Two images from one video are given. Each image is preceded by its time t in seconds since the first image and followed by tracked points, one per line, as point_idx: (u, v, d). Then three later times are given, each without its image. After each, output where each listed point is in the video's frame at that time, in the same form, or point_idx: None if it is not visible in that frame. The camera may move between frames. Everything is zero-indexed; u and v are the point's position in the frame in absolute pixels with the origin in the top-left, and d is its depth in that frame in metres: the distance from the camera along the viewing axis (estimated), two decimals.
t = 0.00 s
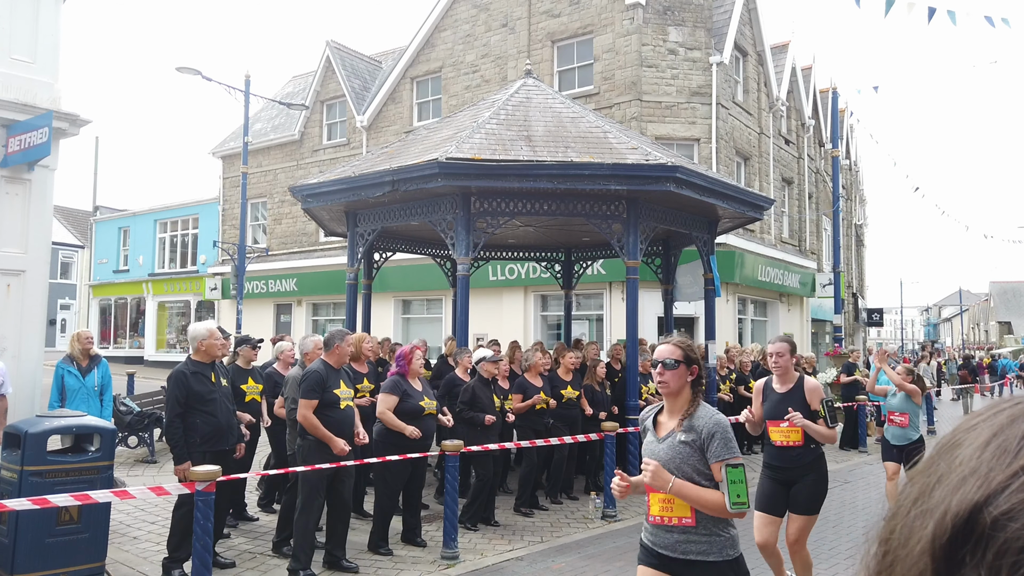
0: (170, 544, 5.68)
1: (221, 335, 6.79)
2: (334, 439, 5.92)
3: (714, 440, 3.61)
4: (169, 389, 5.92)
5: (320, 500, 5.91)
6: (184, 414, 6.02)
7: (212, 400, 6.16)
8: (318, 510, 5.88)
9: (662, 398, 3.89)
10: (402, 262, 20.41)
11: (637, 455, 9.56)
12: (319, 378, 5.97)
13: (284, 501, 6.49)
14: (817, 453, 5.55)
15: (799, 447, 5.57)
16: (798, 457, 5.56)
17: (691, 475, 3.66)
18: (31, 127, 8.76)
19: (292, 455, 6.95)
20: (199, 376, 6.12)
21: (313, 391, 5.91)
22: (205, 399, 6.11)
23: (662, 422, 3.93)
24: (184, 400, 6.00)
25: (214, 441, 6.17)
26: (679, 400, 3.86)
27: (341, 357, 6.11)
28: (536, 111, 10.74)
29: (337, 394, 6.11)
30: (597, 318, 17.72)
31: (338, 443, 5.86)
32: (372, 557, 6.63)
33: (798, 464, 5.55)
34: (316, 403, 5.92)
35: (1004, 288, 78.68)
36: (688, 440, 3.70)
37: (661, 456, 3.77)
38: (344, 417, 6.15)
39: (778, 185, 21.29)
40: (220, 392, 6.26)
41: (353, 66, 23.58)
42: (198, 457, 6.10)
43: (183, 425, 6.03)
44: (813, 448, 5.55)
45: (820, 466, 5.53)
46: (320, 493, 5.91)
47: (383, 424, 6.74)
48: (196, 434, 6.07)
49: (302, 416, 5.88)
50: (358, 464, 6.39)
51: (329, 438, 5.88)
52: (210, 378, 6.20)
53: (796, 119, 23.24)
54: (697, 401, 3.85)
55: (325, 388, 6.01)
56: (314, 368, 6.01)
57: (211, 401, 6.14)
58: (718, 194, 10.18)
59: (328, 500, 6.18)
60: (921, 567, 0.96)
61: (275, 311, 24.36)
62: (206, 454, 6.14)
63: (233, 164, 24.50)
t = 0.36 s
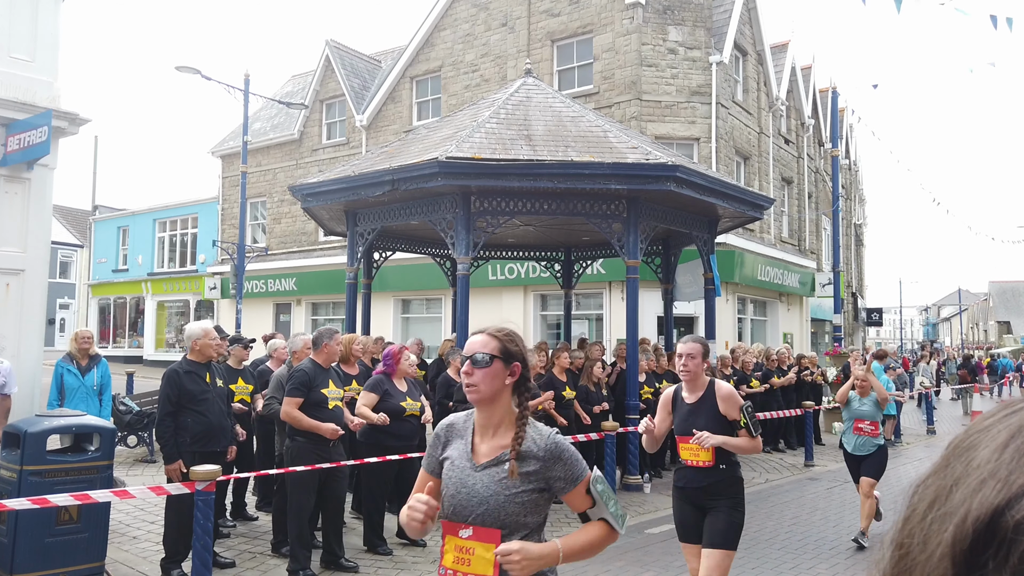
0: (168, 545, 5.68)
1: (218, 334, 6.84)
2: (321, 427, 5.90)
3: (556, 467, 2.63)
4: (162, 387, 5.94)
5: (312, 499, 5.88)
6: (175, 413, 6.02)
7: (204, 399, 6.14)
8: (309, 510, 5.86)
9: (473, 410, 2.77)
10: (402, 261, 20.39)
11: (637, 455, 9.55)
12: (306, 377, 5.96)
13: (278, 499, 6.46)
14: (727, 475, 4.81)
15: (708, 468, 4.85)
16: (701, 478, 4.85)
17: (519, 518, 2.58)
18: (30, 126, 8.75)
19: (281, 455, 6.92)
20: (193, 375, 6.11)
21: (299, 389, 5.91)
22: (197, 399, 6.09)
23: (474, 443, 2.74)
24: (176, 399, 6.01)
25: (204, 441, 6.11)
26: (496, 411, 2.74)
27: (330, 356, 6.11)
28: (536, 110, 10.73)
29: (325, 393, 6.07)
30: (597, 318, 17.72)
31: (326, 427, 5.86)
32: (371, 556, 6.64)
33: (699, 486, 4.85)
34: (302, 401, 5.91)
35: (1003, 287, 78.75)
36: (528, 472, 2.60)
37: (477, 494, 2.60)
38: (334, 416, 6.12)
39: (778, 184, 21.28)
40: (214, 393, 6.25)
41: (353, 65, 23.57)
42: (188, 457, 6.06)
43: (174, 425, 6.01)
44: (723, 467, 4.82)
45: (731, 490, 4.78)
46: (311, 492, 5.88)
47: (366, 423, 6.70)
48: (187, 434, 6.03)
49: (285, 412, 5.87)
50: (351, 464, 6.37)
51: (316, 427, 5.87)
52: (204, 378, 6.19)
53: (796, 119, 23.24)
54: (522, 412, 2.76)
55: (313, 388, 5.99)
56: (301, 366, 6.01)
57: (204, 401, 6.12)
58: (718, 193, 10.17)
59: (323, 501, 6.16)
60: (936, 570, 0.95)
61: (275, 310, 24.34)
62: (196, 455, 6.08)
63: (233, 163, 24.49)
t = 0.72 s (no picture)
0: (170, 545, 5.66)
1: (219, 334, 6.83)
2: (328, 440, 5.89)
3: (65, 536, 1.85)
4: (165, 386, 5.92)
5: (316, 499, 5.89)
6: (179, 413, 6.02)
7: (208, 399, 6.13)
8: (312, 510, 5.86)
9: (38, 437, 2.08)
10: (402, 260, 20.37)
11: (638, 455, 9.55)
12: (307, 382, 5.93)
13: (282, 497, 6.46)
14: (624, 500, 3.90)
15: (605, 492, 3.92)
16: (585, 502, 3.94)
17: None
18: (31, 124, 8.74)
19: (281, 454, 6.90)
20: (197, 375, 6.08)
21: (301, 396, 5.87)
22: (201, 398, 6.08)
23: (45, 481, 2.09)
24: (180, 398, 6.01)
25: (209, 440, 6.12)
26: (67, 440, 2.05)
27: (329, 359, 6.10)
28: (537, 109, 10.71)
29: (326, 397, 6.05)
30: (597, 317, 17.71)
31: (332, 441, 5.85)
32: (372, 556, 6.63)
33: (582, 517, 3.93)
34: (306, 408, 5.90)
35: (1003, 286, 78.77)
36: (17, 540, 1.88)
37: None
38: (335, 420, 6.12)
39: (778, 184, 21.28)
40: (217, 392, 6.24)
41: (353, 63, 23.55)
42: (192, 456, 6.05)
43: (177, 424, 5.99)
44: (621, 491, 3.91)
45: (632, 516, 3.88)
46: (315, 492, 5.88)
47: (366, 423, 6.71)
48: (190, 432, 6.02)
49: (290, 420, 5.86)
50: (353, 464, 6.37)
51: (323, 439, 5.87)
52: (208, 377, 6.17)
53: (796, 118, 23.23)
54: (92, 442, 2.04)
55: (315, 393, 5.97)
56: (301, 372, 5.96)
57: (207, 400, 6.10)
58: (719, 193, 10.16)
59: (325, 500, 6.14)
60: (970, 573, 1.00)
61: (275, 309, 24.32)
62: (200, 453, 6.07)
63: (233, 162, 24.46)
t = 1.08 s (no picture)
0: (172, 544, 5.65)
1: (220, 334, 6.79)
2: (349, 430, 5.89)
3: None
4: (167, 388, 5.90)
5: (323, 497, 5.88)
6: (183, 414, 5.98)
7: (212, 399, 6.12)
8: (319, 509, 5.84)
9: None
10: (402, 260, 20.36)
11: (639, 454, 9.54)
12: (322, 377, 5.92)
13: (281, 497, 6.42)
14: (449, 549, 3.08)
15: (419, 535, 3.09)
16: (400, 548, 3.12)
17: None
18: (31, 123, 8.73)
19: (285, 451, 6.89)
20: (200, 375, 6.08)
21: (318, 390, 5.87)
22: (205, 398, 6.07)
23: None
24: (182, 399, 5.96)
25: (216, 440, 6.12)
26: None
27: (339, 355, 6.06)
28: (538, 109, 10.70)
29: (339, 393, 6.03)
30: (598, 317, 17.70)
31: (354, 428, 5.82)
32: (373, 556, 6.61)
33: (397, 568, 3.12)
34: (324, 402, 5.89)
35: (1003, 286, 78.77)
36: None
37: None
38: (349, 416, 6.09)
39: (779, 183, 21.27)
40: (221, 392, 6.22)
41: (353, 63, 23.54)
42: (199, 456, 6.05)
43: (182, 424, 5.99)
44: (441, 537, 3.07)
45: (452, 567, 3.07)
46: (323, 489, 5.87)
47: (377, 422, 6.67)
48: (196, 433, 6.03)
49: (311, 414, 5.83)
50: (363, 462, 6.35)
51: (344, 429, 5.85)
52: (211, 377, 6.15)
53: (796, 118, 23.21)
54: None
55: (330, 387, 5.96)
56: (315, 367, 5.95)
57: (211, 400, 6.09)
58: (720, 192, 10.13)
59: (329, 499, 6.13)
60: None
61: (274, 309, 24.32)
62: (209, 453, 6.09)
63: (233, 162, 24.45)
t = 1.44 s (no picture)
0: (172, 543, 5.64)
1: (224, 335, 6.75)
2: (367, 418, 5.92)
3: None
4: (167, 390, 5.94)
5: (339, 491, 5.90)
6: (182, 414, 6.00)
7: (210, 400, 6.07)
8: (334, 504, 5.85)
9: None
10: (402, 260, 20.35)
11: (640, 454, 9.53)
12: (332, 373, 5.92)
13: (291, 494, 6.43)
14: None
15: None
16: None
17: None
18: (30, 123, 8.72)
19: (298, 451, 6.85)
20: (198, 377, 6.07)
21: (329, 386, 5.85)
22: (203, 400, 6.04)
23: None
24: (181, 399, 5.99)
25: (215, 439, 6.08)
26: None
27: (347, 353, 6.07)
28: (538, 108, 10.69)
29: (351, 390, 6.02)
30: (598, 317, 17.70)
31: (373, 417, 5.87)
32: (376, 555, 6.60)
33: None
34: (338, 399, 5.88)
35: (1004, 286, 78.76)
36: None
37: None
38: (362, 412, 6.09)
39: (779, 183, 21.26)
40: (222, 393, 6.19)
41: (353, 63, 23.53)
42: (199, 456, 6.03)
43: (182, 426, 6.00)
44: None
45: None
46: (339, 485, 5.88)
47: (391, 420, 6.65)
48: (194, 434, 6.01)
49: (327, 411, 5.82)
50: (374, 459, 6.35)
51: (363, 418, 5.88)
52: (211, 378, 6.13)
53: (796, 118, 23.21)
54: None
55: (342, 384, 5.95)
56: (325, 365, 5.95)
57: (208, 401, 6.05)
58: (720, 192, 10.10)
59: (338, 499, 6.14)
60: None
61: (274, 309, 24.31)
62: (211, 452, 6.07)
63: (232, 162, 24.43)
